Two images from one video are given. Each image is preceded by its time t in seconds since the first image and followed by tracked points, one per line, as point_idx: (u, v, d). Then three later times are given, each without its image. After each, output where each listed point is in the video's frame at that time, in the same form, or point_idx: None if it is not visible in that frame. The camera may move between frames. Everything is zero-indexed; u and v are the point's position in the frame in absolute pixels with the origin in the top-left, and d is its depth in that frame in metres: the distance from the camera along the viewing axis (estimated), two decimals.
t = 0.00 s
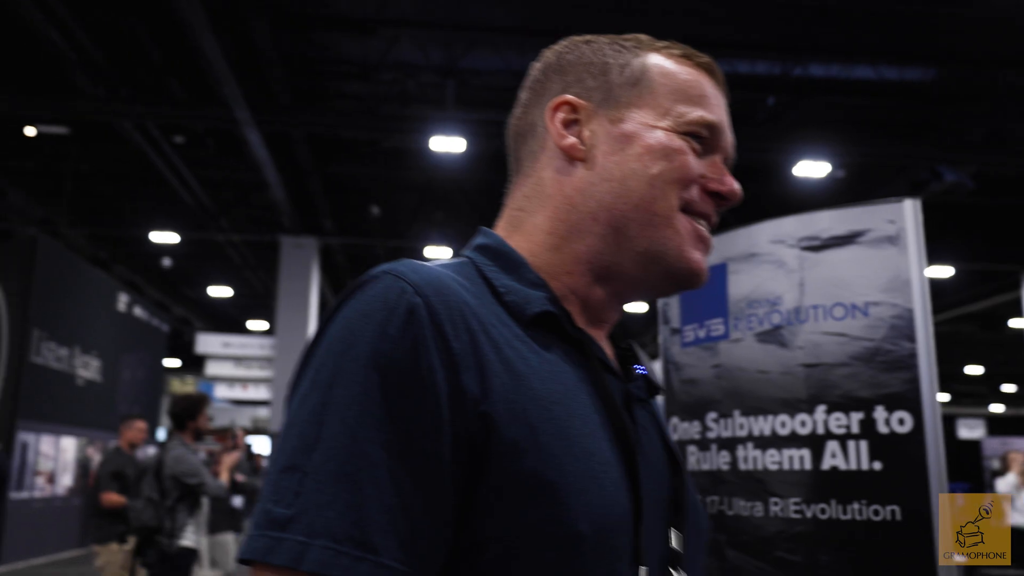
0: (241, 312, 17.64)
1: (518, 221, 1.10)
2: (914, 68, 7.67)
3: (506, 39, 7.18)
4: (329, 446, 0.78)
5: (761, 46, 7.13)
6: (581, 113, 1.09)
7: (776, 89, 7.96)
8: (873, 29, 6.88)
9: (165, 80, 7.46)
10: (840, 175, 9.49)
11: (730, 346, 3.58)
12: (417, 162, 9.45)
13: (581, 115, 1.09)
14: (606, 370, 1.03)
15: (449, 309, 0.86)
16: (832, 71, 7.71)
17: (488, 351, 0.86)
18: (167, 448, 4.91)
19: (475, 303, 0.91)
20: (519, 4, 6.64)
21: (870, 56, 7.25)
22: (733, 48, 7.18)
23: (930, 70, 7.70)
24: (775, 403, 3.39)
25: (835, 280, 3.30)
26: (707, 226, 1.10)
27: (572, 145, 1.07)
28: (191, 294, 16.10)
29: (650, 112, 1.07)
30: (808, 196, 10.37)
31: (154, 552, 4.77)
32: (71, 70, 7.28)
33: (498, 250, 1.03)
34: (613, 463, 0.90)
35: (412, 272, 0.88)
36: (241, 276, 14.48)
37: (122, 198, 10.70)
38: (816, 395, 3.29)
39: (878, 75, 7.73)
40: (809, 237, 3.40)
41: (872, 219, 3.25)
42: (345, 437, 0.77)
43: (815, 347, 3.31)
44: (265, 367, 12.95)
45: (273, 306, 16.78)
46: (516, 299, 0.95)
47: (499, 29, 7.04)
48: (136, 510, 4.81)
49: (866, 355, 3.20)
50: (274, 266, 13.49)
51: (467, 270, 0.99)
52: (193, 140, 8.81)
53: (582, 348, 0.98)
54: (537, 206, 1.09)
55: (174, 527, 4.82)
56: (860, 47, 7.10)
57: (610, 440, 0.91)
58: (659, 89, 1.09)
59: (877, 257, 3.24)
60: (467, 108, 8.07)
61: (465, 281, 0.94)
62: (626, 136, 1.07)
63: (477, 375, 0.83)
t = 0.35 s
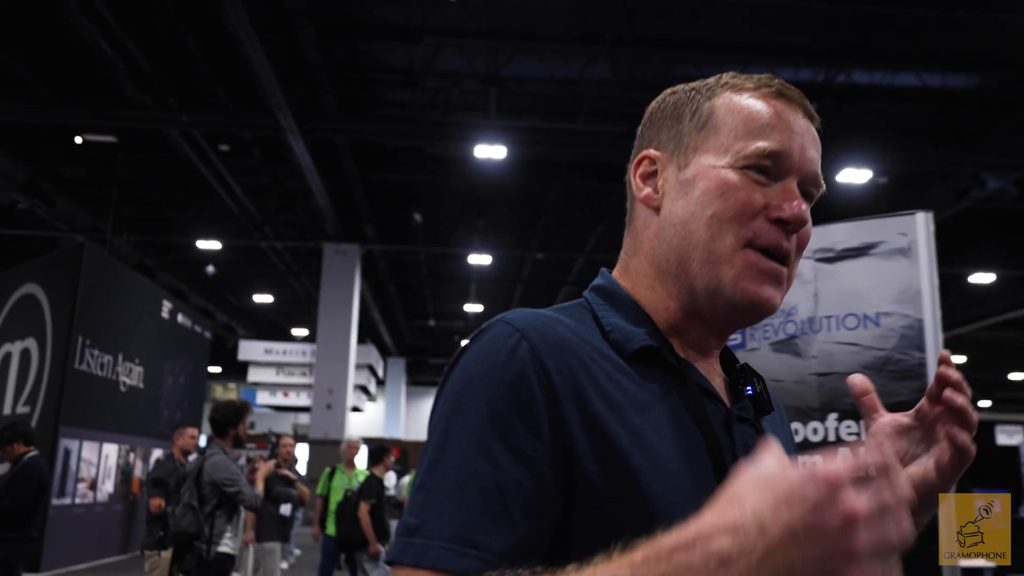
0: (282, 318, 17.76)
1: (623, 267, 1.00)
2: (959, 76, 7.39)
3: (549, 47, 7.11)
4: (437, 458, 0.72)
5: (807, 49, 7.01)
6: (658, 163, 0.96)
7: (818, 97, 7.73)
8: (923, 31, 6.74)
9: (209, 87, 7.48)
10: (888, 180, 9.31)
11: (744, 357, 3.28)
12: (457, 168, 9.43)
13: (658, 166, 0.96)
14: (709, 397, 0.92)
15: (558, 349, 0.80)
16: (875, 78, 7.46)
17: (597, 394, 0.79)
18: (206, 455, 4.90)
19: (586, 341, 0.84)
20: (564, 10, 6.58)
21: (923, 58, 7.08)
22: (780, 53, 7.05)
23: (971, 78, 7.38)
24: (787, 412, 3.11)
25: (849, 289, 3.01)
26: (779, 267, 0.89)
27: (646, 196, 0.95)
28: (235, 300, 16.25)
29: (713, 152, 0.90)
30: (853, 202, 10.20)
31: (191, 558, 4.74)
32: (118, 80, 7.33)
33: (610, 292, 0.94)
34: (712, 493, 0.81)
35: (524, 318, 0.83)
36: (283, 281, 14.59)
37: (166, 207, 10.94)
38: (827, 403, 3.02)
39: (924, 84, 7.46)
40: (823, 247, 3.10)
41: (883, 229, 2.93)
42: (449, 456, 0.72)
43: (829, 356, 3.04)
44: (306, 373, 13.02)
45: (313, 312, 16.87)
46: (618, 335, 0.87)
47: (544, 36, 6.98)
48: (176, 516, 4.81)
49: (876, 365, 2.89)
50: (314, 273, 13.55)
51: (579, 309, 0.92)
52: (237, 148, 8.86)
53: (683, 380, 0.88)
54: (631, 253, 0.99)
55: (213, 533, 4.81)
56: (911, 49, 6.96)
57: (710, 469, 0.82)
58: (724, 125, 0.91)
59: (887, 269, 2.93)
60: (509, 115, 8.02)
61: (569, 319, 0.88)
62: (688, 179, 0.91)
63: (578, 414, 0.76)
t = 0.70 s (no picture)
0: (237, 321, 17.55)
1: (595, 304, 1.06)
2: (910, 93, 7.59)
3: (510, 54, 7.13)
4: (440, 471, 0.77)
5: (764, 63, 7.10)
6: (600, 211, 1.01)
7: (774, 109, 7.82)
8: (877, 47, 6.87)
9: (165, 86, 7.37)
10: (841, 194, 9.45)
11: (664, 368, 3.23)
12: (417, 173, 9.41)
13: (600, 212, 1.01)
14: (681, 412, 0.94)
15: (548, 360, 0.84)
16: (829, 93, 7.56)
17: (587, 402, 0.84)
18: (154, 459, 4.80)
19: (572, 358, 0.89)
20: (524, 17, 6.60)
21: (875, 75, 7.21)
22: (737, 66, 7.14)
23: (924, 93, 7.55)
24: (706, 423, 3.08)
25: (772, 302, 3.05)
26: (722, 277, 0.91)
27: (595, 245, 1.01)
28: (188, 303, 16.01)
29: (638, 192, 0.94)
30: (806, 214, 10.36)
31: (135, 564, 4.65)
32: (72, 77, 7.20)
33: (586, 316, 0.99)
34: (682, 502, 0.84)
35: (518, 335, 0.88)
36: (238, 283, 14.40)
37: (120, 207, 10.74)
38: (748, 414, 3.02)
39: (877, 100, 7.63)
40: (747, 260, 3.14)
41: (804, 245, 3.03)
42: (458, 463, 0.75)
43: (753, 368, 3.01)
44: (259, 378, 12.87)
45: (268, 316, 16.69)
46: (596, 353, 0.92)
47: (505, 42, 6.98)
48: (120, 520, 4.71)
49: (796, 375, 2.96)
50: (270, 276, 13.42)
51: (560, 331, 0.98)
52: (192, 148, 8.75)
53: (653, 393, 0.92)
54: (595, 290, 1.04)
55: (158, 538, 4.73)
56: (864, 66, 7.09)
57: (680, 477, 0.86)
58: (640, 163, 0.94)
59: (807, 283, 3.02)
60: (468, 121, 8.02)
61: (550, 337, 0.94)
62: (623, 220, 0.95)
63: (575, 414, 0.80)
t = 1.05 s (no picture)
0: (207, 323, 17.40)
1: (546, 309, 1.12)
2: (881, 105, 7.68)
3: (483, 59, 7.15)
4: (411, 449, 0.81)
5: (735, 73, 7.18)
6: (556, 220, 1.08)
7: (747, 118, 7.90)
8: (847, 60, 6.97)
9: (134, 85, 7.32)
10: (811, 203, 9.56)
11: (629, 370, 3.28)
12: (390, 176, 9.39)
13: (554, 222, 1.08)
14: (638, 413, 0.98)
15: (518, 352, 0.89)
16: (801, 102, 7.65)
17: (553, 393, 0.89)
18: (121, 461, 4.73)
19: (538, 353, 0.94)
20: (498, 22, 6.62)
21: (844, 87, 7.30)
22: (708, 75, 7.20)
23: (893, 104, 7.67)
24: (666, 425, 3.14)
25: (728, 308, 3.07)
26: (661, 282, 1.00)
27: (548, 252, 1.08)
28: (157, 304, 15.86)
29: (585, 199, 1.02)
30: (777, 223, 10.46)
31: (98, 566, 4.58)
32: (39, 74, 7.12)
33: (548, 314, 1.03)
34: (638, 495, 0.89)
35: (491, 326, 0.92)
36: (209, 285, 14.29)
37: (89, 207, 10.61)
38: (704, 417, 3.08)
39: (846, 111, 7.72)
40: (708, 267, 3.16)
41: (760, 254, 3.04)
42: (425, 441, 0.80)
43: (709, 372, 3.06)
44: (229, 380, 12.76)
45: (239, 318, 16.58)
46: (558, 348, 0.97)
47: (480, 47, 7.00)
48: (85, 522, 4.64)
49: (750, 381, 3.00)
50: (242, 278, 13.33)
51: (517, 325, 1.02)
52: (163, 147, 8.68)
53: (611, 393, 0.96)
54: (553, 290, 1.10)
55: (124, 539, 4.67)
56: (833, 77, 7.17)
57: (637, 473, 0.90)
58: (588, 171, 1.03)
59: (762, 292, 3.02)
60: (442, 124, 8.03)
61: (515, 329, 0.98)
62: (571, 227, 1.03)
63: (537, 405, 0.85)
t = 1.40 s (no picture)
0: (173, 324, 17.21)
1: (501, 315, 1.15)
2: (847, 112, 7.76)
3: (454, 62, 7.14)
4: (361, 443, 0.82)
5: (704, 78, 7.23)
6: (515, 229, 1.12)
7: (716, 123, 7.94)
8: (814, 67, 7.05)
9: (99, 83, 7.22)
10: (779, 209, 9.63)
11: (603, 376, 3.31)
12: (360, 179, 9.35)
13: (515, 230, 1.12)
14: (587, 419, 1.00)
15: (470, 355, 0.90)
16: (769, 109, 7.71)
17: (504, 396, 0.90)
18: (86, 464, 4.67)
19: (492, 356, 0.95)
20: (469, 25, 6.61)
21: (811, 94, 7.37)
22: (678, 80, 7.24)
23: (859, 113, 7.75)
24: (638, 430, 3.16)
25: (698, 315, 3.10)
26: (608, 295, 1.02)
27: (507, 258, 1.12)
28: (121, 305, 15.64)
29: (543, 209, 1.06)
30: (745, 228, 10.54)
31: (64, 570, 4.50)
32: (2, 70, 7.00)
33: (501, 319, 1.05)
34: (586, 499, 0.90)
35: (444, 328, 0.93)
36: (174, 287, 14.12)
37: (52, 206, 10.45)
38: (676, 421, 3.10)
39: (814, 118, 7.80)
40: (679, 275, 3.18)
41: (730, 261, 3.05)
42: (375, 438, 0.80)
43: (679, 378, 3.10)
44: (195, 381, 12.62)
45: (205, 319, 16.41)
46: (510, 351, 0.98)
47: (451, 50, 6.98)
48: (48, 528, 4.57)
49: (720, 386, 3.02)
50: (208, 280, 13.20)
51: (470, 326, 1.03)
52: (128, 147, 8.57)
53: (562, 399, 0.97)
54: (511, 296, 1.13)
55: (90, 543, 4.59)
56: (801, 83, 7.25)
57: (585, 479, 0.92)
58: (550, 183, 1.07)
59: (732, 299, 3.04)
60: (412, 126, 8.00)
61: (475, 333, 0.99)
62: (526, 235, 1.06)
63: (487, 408, 0.86)
